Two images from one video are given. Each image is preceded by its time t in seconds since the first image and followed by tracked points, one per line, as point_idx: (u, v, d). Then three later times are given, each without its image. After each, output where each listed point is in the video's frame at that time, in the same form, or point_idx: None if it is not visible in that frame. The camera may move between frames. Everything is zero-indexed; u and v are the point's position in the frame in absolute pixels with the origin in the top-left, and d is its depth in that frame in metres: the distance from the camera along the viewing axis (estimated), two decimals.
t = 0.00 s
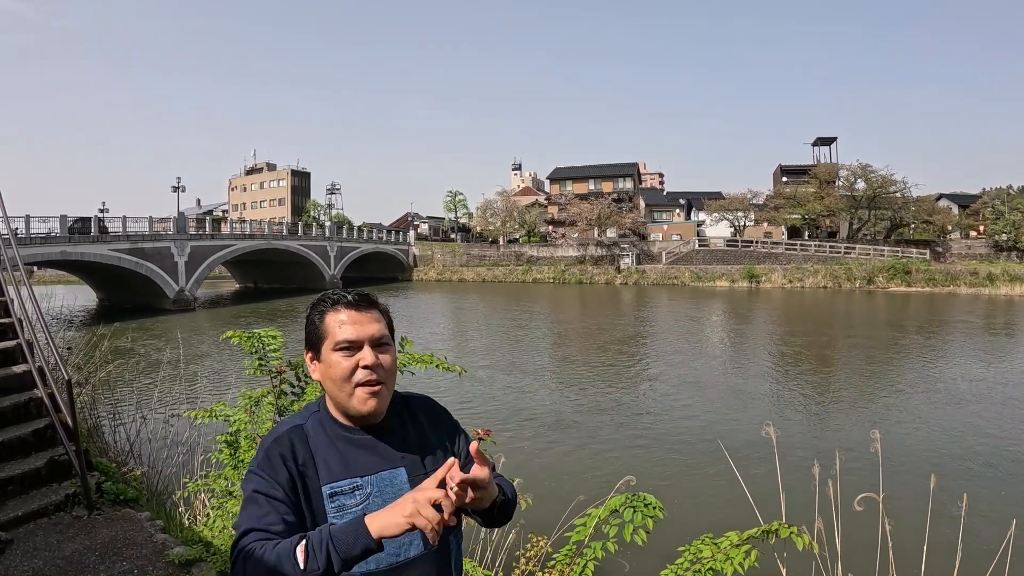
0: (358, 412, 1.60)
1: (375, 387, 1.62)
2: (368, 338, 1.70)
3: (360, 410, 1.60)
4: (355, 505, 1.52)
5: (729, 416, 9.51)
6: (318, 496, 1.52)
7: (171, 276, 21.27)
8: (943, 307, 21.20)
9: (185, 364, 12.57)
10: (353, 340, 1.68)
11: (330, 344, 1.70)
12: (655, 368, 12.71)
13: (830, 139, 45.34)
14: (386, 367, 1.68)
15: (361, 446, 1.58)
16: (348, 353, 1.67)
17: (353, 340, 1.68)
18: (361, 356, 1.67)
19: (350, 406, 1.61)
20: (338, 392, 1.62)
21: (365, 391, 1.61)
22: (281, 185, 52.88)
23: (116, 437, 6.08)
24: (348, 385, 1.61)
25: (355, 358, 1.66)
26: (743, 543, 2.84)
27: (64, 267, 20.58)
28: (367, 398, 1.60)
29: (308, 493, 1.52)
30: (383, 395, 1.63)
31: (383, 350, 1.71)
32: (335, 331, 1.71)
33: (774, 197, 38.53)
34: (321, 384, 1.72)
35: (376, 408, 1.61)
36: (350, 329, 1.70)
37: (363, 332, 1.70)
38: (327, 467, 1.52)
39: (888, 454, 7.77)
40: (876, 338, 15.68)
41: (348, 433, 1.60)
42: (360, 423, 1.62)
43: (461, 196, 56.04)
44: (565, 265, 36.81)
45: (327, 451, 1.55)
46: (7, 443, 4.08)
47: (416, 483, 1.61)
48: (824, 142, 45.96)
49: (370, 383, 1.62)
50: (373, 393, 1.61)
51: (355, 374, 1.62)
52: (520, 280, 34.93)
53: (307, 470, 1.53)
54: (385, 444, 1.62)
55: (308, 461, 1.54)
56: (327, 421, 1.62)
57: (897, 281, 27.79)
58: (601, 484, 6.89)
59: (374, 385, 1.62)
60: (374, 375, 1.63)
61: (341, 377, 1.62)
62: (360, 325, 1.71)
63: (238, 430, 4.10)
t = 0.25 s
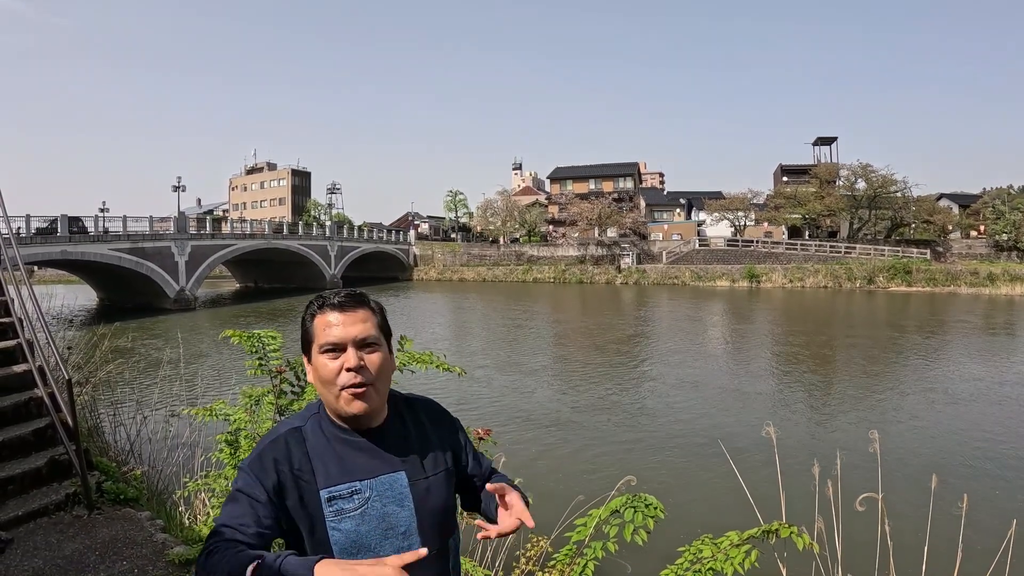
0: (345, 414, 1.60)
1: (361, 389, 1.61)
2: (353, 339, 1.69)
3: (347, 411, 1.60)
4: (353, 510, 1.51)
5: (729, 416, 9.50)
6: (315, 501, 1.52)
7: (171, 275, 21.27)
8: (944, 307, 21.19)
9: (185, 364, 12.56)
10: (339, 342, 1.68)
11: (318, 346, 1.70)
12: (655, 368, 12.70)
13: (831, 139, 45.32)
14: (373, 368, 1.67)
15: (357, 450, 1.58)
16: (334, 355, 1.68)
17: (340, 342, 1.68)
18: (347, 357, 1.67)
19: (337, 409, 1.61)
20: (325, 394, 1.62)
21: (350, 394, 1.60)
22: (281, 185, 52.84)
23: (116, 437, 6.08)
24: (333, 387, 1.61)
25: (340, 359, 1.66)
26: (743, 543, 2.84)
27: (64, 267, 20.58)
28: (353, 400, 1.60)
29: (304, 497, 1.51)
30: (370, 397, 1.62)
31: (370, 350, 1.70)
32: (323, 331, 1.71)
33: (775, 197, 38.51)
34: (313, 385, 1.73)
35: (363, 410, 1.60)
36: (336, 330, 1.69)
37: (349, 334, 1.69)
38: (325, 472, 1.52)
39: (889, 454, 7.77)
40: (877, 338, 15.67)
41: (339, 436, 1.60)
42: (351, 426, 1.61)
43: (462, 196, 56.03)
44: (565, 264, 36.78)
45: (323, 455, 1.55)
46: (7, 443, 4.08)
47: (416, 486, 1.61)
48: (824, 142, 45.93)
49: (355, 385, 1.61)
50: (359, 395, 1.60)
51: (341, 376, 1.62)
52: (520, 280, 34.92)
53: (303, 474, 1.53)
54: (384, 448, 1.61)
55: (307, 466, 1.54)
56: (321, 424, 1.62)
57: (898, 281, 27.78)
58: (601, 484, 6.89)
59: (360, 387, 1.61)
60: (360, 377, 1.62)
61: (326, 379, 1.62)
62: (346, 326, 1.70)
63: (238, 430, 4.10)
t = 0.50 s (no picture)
0: (349, 413, 1.60)
1: (366, 388, 1.61)
2: (356, 338, 1.69)
3: (351, 411, 1.60)
4: (356, 509, 1.51)
5: (730, 415, 9.51)
6: (317, 500, 1.52)
7: (172, 275, 21.27)
8: (944, 307, 21.16)
9: (186, 364, 12.57)
10: (343, 341, 1.68)
11: (320, 345, 1.71)
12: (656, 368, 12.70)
13: (831, 139, 45.28)
14: (377, 366, 1.67)
15: (359, 449, 1.58)
16: (338, 354, 1.68)
17: (343, 341, 1.68)
18: (351, 356, 1.67)
19: (341, 408, 1.61)
20: (329, 393, 1.62)
21: (355, 392, 1.60)
22: (282, 185, 52.83)
23: (117, 436, 6.08)
24: (337, 387, 1.62)
25: (344, 358, 1.66)
26: (744, 543, 2.84)
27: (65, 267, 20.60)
28: (357, 399, 1.60)
29: (307, 497, 1.51)
30: (374, 396, 1.62)
31: (374, 349, 1.70)
32: (325, 331, 1.71)
33: (775, 197, 38.48)
34: (316, 385, 1.74)
35: (366, 409, 1.60)
36: (339, 330, 1.70)
37: (353, 333, 1.70)
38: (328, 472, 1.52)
39: (889, 454, 7.76)
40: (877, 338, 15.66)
41: (343, 435, 1.60)
42: (355, 427, 1.61)
43: (462, 195, 56.00)
44: (566, 264, 36.76)
45: (325, 455, 1.55)
46: (8, 442, 4.09)
47: (419, 485, 1.61)
48: (825, 141, 45.90)
49: (360, 384, 1.61)
50: (363, 394, 1.60)
51: (344, 376, 1.62)
52: (520, 280, 34.90)
53: (306, 474, 1.53)
54: (386, 447, 1.62)
55: (309, 466, 1.54)
56: (324, 423, 1.62)
57: (898, 281, 27.78)
58: (602, 484, 6.89)
59: (364, 386, 1.61)
60: (363, 375, 1.63)
61: (329, 379, 1.62)
62: (349, 324, 1.70)
63: (239, 429, 4.10)
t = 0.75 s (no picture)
0: (351, 409, 1.60)
1: (368, 386, 1.61)
2: (361, 335, 1.69)
3: (352, 407, 1.60)
4: (355, 507, 1.51)
5: (730, 415, 9.50)
6: (316, 498, 1.52)
7: (172, 274, 21.28)
8: (945, 307, 21.14)
9: (186, 363, 12.59)
10: (347, 338, 1.68)
11: (323, 342, 1.70)
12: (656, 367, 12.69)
13: (832, 139, 45.25)
14: (379, 364, 1.67)
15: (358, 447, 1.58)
16: (341, 351, 1.68)
17: (347, 338, 1.68)
18: (354, 353, 1.67)
19: (342, 404, 1.62)
20: (331, 389, 1.62)
21: (358, 389, 1.60)
22: (282, 184, 52.84)
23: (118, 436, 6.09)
24: (339, 383, 1.62)
25: (347, 355, 1.66)
26: (744, 542, 2.84)
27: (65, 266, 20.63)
28: (358, 396, 1.61)
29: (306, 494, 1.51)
30: (376, 393, 1.62)
31: (377, 347, 1.71)
32: (328, 328, 1.71)
33: (776, 197, 38.47)
34: (317, 382, 1.73)
35: (368, 405, 1.60)
36: (343, 327, 1.69)
37: (357, 330, 1.70)
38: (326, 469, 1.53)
39: (890, 454, 7.75)
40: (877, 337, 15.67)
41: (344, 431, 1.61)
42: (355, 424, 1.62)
43: (463, 195, 56.00)
44: (566, 264, 36.75)
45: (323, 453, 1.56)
46: (9, 441, 4.09)
47: (418, 483, 1.61)
48: (826, 141, 45.86)
49: (362, 381, 1.61)
50: (365, 391, 1.61)
51: (348, 373, 1.63)
52: (521, 280, 34.89)
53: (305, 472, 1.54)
54: (385, 446, 1.62)
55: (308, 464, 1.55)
56: (323, 421, 1.63)
57: (899, 281, 27.77)
58: (602, 483, 6.89)
59: (366, 383, 1.61)
60: (366, 373, 1.63)
61: (333, 376, 1.62)
62: (353, 322, 1.70)
63: (239, 429, 4.10)
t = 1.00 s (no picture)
0: (355, 407, 1.60)
1: (373, 383, 1.62)
2: (363, 334, 1.70)
3: (357, 404, 1.60)
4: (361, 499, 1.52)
5: (730, 415, 9.50)
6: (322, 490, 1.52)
7: (173, 274, 21.28)
8: (945, 307, 21.11)
9: (187, 362, 12.60)
10: (350, 338, 1.68)
11: (325, 342, 1.70)
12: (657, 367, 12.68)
13: (833, 138, 45.19)
14: (382, 363, 1.68)
15: (362, 442, 1.59)
16: (345, 350, 1.68)
17: (350, 338, 1.68)
18: (358, 352, 1.67)
19: (346, 403, 1.61)
20: (334, 388, 1.62)
21: (362, 386, 1.60)
22: (283, 184, 52.83)
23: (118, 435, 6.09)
24: (344, 382, 1.62)
25: (351, 354, 1.66)
26: (745, 542, 2.84)
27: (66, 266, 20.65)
28: (363, 394, 1.60)
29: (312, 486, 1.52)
30: (380, 391, 1.63)
31: (379, 346, 1.71)
32: (330, 329, 1.71)
33: (776, 196, 38.45)
34: (320, 382, 1.73)
35: (372, 404, 1.61)
36: (345, 327, 1.70)
37: (358, 329, 1.70)
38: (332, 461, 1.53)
39: (890, 454, 7.75)
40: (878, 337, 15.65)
41: (348, 429, 1.61)
42: (360, 420, 1.62)
43: (463, 195, 55.99)
44: (567, 264, 36.74)
45: (328, 447, 1.57)
46: (9, 440, 4.10)
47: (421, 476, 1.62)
48: (826, 141, 45.83)
49: (367, 379, 1.61)
50: (370, 389, 1.61)
51: (353, 371, 1.62)
52: (521, 279, 34.88)
53: (311, 464, 1.55)
54: (390, 439, 1.62)
55: (314, 457, 1.56)
56: (327, 417, 1.63)
57: (899, 280, 27.76)
58: (602, 483, 6.89)
59: (372, 380, 1.62)
60: (371, 371, 1.63)
61: (338, 375, 1.62)
62: (354, 322, 1.70)
63: (240, 429, 4.11)
